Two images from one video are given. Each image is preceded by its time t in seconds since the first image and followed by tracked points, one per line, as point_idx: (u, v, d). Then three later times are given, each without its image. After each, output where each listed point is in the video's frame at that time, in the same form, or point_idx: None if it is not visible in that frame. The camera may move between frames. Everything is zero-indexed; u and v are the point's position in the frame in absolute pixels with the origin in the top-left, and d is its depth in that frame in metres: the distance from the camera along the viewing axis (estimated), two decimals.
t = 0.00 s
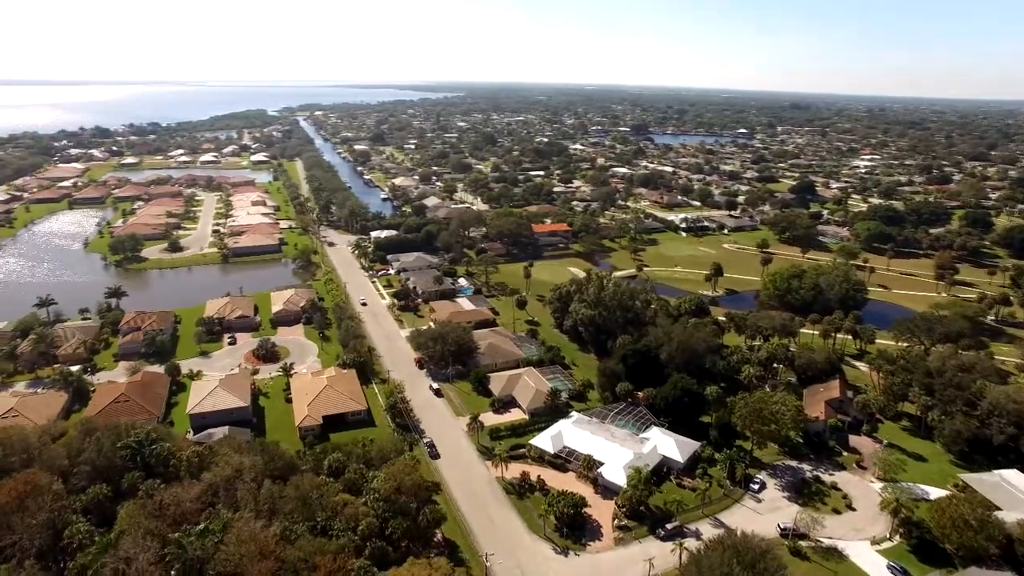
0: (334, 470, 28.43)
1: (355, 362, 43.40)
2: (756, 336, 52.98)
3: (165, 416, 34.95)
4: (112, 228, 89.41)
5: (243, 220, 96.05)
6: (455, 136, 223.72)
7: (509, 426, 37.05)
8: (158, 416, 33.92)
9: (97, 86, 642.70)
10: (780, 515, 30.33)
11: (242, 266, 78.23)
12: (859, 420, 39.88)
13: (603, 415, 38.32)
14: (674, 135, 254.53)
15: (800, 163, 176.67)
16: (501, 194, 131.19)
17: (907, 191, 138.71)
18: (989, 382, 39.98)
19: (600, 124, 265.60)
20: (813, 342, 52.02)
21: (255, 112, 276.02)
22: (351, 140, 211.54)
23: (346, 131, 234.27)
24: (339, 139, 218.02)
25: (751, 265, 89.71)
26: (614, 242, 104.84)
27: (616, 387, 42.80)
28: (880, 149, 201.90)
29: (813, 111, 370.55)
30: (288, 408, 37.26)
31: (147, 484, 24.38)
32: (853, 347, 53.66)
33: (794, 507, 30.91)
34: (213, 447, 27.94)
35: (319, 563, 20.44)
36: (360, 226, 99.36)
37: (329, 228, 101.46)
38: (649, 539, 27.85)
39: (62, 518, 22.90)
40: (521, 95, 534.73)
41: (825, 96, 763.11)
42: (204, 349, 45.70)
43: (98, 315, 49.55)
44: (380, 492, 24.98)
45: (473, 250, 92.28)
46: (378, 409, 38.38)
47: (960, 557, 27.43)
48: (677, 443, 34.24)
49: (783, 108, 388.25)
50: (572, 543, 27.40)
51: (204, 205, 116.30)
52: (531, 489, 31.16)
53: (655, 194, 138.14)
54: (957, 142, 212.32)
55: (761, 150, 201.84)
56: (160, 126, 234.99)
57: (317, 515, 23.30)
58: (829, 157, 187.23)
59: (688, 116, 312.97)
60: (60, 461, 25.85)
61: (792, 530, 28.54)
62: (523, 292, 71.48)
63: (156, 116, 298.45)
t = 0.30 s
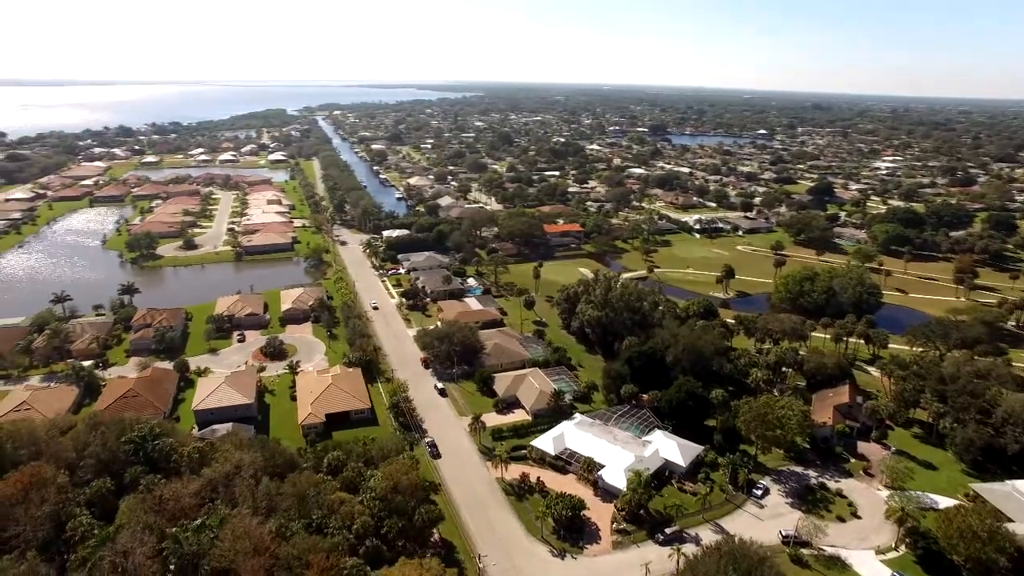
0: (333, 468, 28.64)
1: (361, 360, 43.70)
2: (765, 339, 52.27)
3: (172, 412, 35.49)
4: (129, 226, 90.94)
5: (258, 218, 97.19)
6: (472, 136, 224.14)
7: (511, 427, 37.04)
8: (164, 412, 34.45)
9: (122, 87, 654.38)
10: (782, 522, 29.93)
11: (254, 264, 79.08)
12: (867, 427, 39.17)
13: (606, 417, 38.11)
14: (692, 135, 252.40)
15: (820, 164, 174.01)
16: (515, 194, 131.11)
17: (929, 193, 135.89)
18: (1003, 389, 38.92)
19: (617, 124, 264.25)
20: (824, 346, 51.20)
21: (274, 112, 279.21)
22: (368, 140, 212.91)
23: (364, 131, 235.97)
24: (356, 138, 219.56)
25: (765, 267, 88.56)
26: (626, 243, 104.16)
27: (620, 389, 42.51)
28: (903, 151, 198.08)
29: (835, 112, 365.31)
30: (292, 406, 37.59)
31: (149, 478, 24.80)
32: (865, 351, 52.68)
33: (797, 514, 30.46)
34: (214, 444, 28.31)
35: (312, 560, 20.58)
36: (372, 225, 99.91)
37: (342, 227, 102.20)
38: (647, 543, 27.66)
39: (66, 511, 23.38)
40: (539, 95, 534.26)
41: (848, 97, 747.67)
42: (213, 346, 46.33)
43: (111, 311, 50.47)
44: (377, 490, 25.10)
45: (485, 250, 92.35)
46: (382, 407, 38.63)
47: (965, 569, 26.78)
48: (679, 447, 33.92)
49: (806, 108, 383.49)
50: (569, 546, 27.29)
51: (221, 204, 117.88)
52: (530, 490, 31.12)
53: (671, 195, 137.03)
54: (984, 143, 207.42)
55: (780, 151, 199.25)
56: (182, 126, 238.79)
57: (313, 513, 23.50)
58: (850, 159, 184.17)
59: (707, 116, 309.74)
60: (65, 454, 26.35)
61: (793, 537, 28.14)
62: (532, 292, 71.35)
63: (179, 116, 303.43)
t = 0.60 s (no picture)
0: (331, 466, 28.86)
1: (366, 359, 44.03)
2: (776, 343, 51.48)
3: (180, 408, 36.06)
4: (148, 224, 92.64)
5: (273, 217, 98.35)
6: (489, 136, 224.35)
7: (513, 428, 37.03)
8: (170, 408, 34.98)
9: (148, 86, 666.82)
10: (784, 529, 29.49)
11: (267, 262, 80.05)
12: (877, 434, 38.42)
13: (609, 419, 37.91)
14: (710, 136, 249.98)
15: (841, 166, 171.19)
16: (529, 194, 130.96)
17: (953, 196, 132.72)
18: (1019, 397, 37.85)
19: (635, 125, 262.53)
20: (836, 351, 50.34)
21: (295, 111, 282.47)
22: (385, 139, 214.24)
23: (382, 130, 237.44)
24: (374, 138, 221.17)
25: (779, 270, 87.34)
26: (639, 244, 103.47)
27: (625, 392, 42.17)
28: (927, 152, 193.87)
29: (860, 112, 359.08)
30: (297, 403, 37.96)
31: (150, 473, 25.25)
32: (878, 357, 51.69)
33: (800, 522, 30.00)
34: (217, 440, 28.77)
35: (303, 558, 20.72)
36: (386, 224, 100.47)
37: (356, 226, 102.95)
38: (646, 548, 27.46)
39: (70, 503, 23.93)
40: (558, 95, 533.15)
41: (873, 98, 734.35)
42: (222, 343, 46.96)
43: (126, 307, 51.45)
44: (374, 489, 25.26)
45: (497, 251, 92.34)
46: (385, 406, 38.84)
47: None
48: (682, 451, 33.56)
49: (829, 110, 378.04)
50: (566, 549, 27.18)
51: (238, 202, 119.60)
52: (530, 492, 31.07)
53: (686, 196, 135.84)
54: (1012, 145, 202.11)
55: (800, 152, 196.42)
56: (203, 125, 242.62)
57: (309, 511, 23.77)
58: (872, 160, 180.77)
59: (727, 117, 306.42)
60: (72, 447, 26.91)
61: (794, 546, 27.69)
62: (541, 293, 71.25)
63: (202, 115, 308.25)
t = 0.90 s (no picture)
0: (332, 463, 29.11)
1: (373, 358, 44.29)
2: (787, 347, 50.68)
3: (188, 404, 36.64)
4: (166, 221, 94.32)
5: (288, 215, 99.42)
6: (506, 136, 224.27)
7: (516, 429, 36.98)
8: (178, 403, 35.57)
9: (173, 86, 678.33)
10: (788, 536, 29.04)
11: (280, 260, 80.94)
12: (888, 441, 37.65)
13: (614, 421, 37.66)
14: (730, 137, 247.18)
15: (863, 167, 168.03)
16: (544, 194, 130.67)
17: (979, 198, 129.42)
18: None
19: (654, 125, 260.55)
20: (849, 356, 49.41)
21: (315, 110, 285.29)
22: (403, 138, 215.36)
23: (399, 130, 238.71)
24: (392, 137, 222.44)
25: (795, 272, 86.01)
26: (653, 245, 102.64)
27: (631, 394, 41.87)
28: (954, 154, 189.33)
29: (886, 112, 352.50)
30: (303, 400, 38.34)
31: (153, 466, 25.70)
32: (892, 363, 50.63)
33: (803, 529, 29.52)
34: (221, 436, 29.18)
35: (298, 554, 20.92)
36: (399, 223, 100.93)
37: (370, 225, 103.61)
38: (644, 552, 27.25)
39: (76, 495, 24.46)
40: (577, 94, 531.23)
41: (898, 97, 720.57)
42: (232, 340, 47.63)
43: (141, 303, 52.43)
44: (371, 488, 25.40)
45: (509, 250, 92.28)
46: (390, 404, 39.04)
47: None
48: (686, 454, 33.23)
49: (854, 110, 371.92)
50: (564, 551, 27.09)
51: (255, 200, 121.10)
52: (530, 493, 31.01)
53: (703, 197, 134.44)
54: None
55: (821, 153, 193.28)
56: (225, 124, 246.22)
57: (307, 507, 24.00)
58: (896, 162, 177.15)
59: (748, 117, 302.66)
60: (80, 439, 27.47)
61: (797, 553, 27.26)
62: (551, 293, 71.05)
63: (224, 114, 312.73)
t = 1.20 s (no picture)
0: (333, 461, 29.40)
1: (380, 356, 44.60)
2: (799, 351, 49.92)
3: (196, 399, 37.27)
4: (185, 218, 96.03)
5: (304, 213, 100.57)
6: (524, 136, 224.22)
7: (520, 430, 36.95)
8: (187, 398, 36.19)
9: (197, 85, 689.83)
10: (791, 544, 28.58)
11: (294, 258, 81.97)
12: (900, 448, 36.86)
13: (618, 423, 37.40)
14: (751, 138, 244.14)
15: (887, 169, 164.75)
16: (559, 195, 130.37)
17: (1007, 202, 125.98)
18: None
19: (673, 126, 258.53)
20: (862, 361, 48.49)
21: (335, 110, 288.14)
22: (421, 138, 216.49)
23: (418, 129, 240.00)
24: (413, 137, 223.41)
25: (811, 275, 84.69)
26: (668, 246, 101.82)
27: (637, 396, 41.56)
28: (983, 156, 184.60)
29: (912, 113, 345.39)
30: (309, 397, 38.73)
31: (157, 460, 26.21)
32: (908, 368, 49.54)
33: (807, 537, 29.02)
34: (225, 431, 29.65)
35: (293, 550, 21.15)
36: (414, 222, 101.42)
37: (385, 224, 104.31)
38: (643, 557, 27.05)
39: (82, 486, 25.01)
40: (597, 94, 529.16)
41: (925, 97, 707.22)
42: (243, 336, 48.33)
43: (156, 299, 53.44)
44: (370, 485, 25.58)
45: (522, 250, 92.21)
46: (395, 402, 39.27)
47: None
48: (689, 458, 32.89)
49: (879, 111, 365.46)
50: (561, 554, 27.01)
51: (273, 199, 122.68)
52: (530, 494, 30.96)
53: (720, 198, 133.01)
54: None
55: (844, 155, 189.96)
56: (247, 123, 249.82)
57: (305, 503, 24.25)
58: (921, 164, 173.35)
59: (770, 118, 298.71)
60: (89, 431, 28.09)
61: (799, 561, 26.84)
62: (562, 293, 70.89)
63: (247, 113, 317.41)
